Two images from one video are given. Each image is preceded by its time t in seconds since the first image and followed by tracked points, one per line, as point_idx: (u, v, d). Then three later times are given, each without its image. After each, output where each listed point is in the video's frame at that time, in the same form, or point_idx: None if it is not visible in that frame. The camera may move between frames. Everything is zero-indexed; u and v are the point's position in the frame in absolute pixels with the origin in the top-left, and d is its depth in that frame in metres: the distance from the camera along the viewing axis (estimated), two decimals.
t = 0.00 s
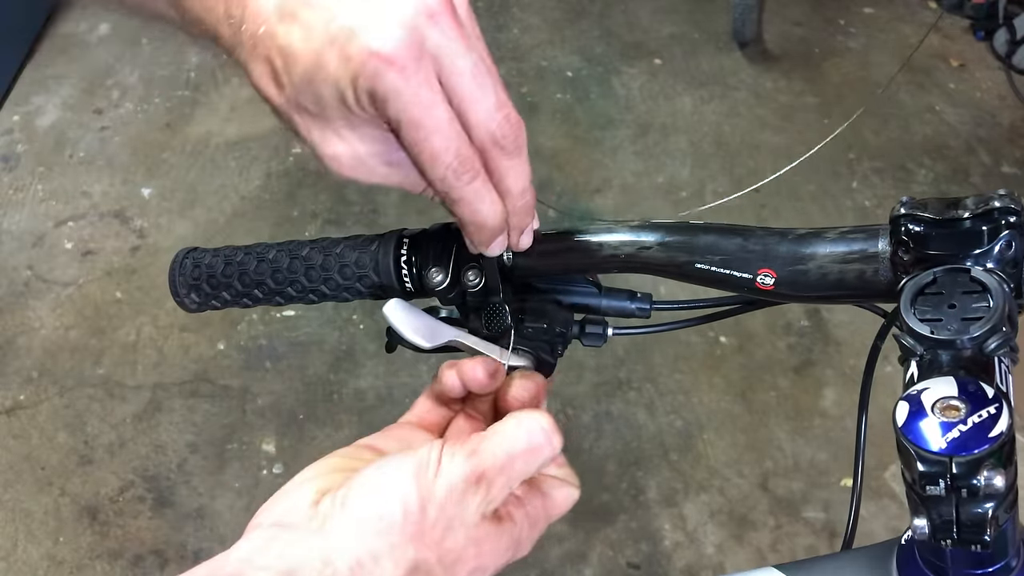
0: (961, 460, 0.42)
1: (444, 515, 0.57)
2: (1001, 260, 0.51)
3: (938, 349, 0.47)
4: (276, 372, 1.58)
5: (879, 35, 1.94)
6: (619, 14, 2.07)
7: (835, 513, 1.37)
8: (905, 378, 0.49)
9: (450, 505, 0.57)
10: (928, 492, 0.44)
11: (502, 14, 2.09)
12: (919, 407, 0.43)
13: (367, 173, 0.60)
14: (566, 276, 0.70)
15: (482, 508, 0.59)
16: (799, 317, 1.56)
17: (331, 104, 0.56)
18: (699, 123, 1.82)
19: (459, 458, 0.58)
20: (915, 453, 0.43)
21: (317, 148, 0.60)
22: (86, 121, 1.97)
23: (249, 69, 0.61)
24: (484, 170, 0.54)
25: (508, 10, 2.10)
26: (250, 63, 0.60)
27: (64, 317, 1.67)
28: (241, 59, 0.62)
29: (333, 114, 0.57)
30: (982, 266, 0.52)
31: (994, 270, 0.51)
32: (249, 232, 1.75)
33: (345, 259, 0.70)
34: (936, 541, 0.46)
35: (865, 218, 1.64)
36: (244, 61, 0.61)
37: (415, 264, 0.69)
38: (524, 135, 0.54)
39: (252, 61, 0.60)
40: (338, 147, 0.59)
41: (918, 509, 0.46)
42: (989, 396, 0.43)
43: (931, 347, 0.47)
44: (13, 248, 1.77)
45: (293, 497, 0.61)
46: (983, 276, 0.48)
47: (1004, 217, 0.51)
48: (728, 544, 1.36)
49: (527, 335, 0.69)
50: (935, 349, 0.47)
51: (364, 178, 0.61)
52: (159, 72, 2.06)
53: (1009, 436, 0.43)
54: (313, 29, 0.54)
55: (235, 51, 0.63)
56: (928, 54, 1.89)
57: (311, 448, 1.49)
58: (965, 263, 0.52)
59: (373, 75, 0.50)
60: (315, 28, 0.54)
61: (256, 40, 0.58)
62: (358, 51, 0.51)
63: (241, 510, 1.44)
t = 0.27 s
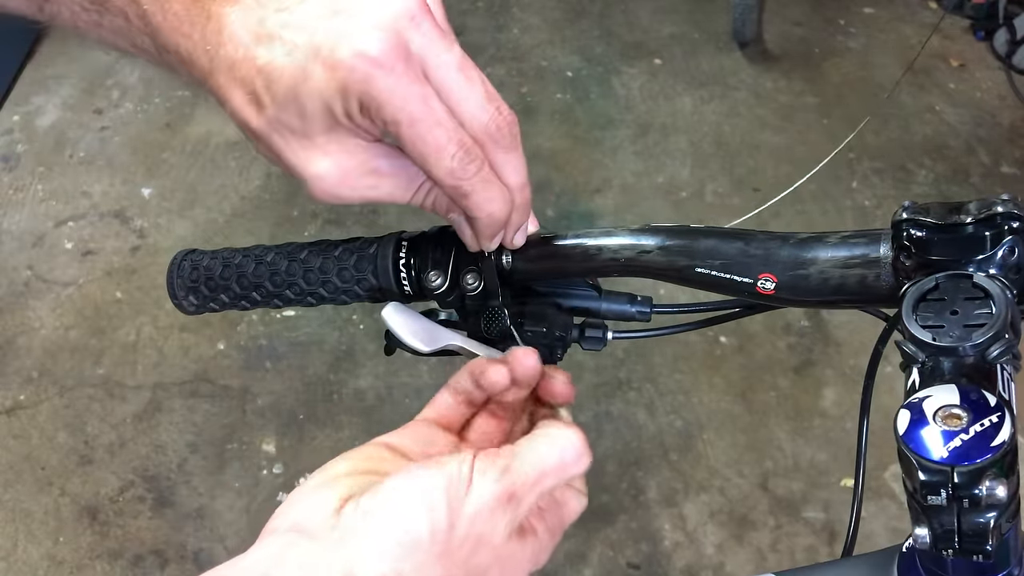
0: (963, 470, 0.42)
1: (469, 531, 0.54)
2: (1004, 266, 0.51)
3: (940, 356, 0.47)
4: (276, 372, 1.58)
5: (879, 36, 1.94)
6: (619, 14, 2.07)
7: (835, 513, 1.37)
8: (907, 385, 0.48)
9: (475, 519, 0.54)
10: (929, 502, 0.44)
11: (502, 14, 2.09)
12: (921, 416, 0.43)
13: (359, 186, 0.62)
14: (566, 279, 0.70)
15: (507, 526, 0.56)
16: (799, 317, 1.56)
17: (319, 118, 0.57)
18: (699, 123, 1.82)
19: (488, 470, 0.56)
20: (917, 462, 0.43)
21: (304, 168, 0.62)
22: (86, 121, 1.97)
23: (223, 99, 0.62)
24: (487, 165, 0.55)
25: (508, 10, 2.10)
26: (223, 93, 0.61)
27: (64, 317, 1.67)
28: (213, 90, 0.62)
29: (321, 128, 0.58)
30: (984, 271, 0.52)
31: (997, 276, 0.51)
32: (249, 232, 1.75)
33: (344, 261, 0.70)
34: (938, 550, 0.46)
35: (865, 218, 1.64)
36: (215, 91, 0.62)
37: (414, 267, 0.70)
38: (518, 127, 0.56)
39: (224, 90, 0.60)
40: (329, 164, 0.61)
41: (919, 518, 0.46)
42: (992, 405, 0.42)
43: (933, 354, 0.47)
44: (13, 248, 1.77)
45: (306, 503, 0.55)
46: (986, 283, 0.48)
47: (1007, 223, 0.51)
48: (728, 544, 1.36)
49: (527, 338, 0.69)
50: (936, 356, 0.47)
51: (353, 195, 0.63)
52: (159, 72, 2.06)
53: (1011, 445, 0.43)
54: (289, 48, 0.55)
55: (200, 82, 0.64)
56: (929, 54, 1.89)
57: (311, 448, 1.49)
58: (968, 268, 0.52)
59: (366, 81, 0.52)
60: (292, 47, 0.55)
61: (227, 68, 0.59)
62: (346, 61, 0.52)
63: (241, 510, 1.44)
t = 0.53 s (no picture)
0: (960, 455, 0.42)
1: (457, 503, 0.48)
2: (1000, 256, 0.51)
3: (937, 345, 0.47)
4: (276, 372, 1.58)
5: (879, 36, 1.94)
6: (619, 14, 2.07)
7: (835, 513, 1.37)
8: (904, 374, 0.48)
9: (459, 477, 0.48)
10: (926, 488, 0.44)
11: (502, 14, 2.09)
12: (918, 403, 0.43)
13: (369, 181, 0.60)
14: (567, 272, 0.70)
15: (492, 497, 0.50)
16: (799, 317, 1.56)
17: (338, 110, 0.57)
18: (699, 123, 1.82)
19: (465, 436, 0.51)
20: (914, 449, 0.43)
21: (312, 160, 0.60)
22: (86, 121, 1.97)
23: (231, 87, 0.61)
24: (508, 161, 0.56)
25: (508, 10, 2.09)
26: (234, 81, 0.60)
27: (64, 317, 1.67)
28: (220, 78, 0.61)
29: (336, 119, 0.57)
30: (981, 262, 0.52)
31: (995, 266, 0.51)
32: (249, 231, 1.75)
33: (347, 255, 0.70)
34: (934, 537, 0.46)
35: (865, 218, 1.65)
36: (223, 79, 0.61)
37: (416, 260, 0.70)
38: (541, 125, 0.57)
39: (234, 79, 0.60)
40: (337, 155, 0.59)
41: (916, 504, 0.46)
42: (988, 392, 0.43)
43: (930, 343, 0.47)
44: (13, 248, 1.77)
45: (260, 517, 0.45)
46: (983, 273, 0.48)
47: (1003, 214, 0.51)
48: (728, 544, 1.36)
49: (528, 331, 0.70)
50: (934, 345, 0.47)
51: (364, 187, 0.61)
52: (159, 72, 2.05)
53: (1007, 431, 0.43)
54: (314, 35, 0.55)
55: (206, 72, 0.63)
56: (929, 54, 1.89)
57: (311, 448, 1.49)
58: (964, 259, 0.52)
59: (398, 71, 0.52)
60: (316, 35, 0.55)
61: (241, 56, 0.58)
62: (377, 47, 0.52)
63: (241, 510, 1.44)
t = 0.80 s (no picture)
0: (962, 462, 0.42)
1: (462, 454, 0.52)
2: (1003, 261, 0.51)
3: (939, 352, 0.47)
4: (276, 372, 1.58)
5: (879, 36, 1.94)
6: (619, 14, 2.07)
7: (835, 513, 1.37)
8: (906, 380, 0.48)
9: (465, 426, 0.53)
10: (928, 495, 0.43)
11: (502, 14, 2.09)
12: (920, 409, 0.43)
13: (363, 194, 0.60)
14: (566, 276, 0.71)
15: (513, 454, 0.54)
16: (799, 317, 1.56)
17: (324, 126, 0.56)
18: (699, 123, 1.82)
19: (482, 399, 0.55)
20: (916, 456, 0.43)
21: (305, 175, 0.60)
22: (86, 121, 1.96)
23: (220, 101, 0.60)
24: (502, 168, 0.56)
25: (508, 10, 2.09)
26: (223, 96, 0.59)
27: (64, 317, 1.67)
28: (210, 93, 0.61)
29: (323, 135, 0.57)
30: (983, 267, 0.51)
31: (997, 272, 0.51)
32: (249, 231, 1.75)
33: (345, 259, 0.70)
34: (937, 543, 0.46)
35: (865, 218, 1.65)
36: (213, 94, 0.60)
37: (415, 264, 0.69)
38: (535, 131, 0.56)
39: (224, 95, 0.59)
40: (329, 169, 0.59)
41: (918, 511, 0.46)
42: (990, 399, 0.43)
43: (932, 349, 0.47)
44: (13, 248, 1.77)
45: (305, 472, 0.54)
46: (985, 278, 0.48)
47: (1005, 218, 0.51)
48: (728, 544, 1.36)
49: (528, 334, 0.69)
50: (935, 351, 0.47)
51: (356, 202, 0.60)
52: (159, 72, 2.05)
53: (1009, 439, 0.43)
54: (297, 52, 0.54)
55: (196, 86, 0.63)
56: (929, 54, 1.89)
57: (311, 448, 1.49)
58: (966, 264, 0.52)
59: (380, 86, 0.51)
60: (298, 52, 0.54)
61: (230, 72, 0.58)
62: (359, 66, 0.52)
63: (241, 510, 1.44)
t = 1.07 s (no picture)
0: (961, 462, 0.42)
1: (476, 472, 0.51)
2: (1005, 260, 0.51)
3: (940, 350, 0.47)
4: (276, 372, 1.58)
5: (879, 35, 1.94)
6: (619, 14, 2.07)
7: (835, 513, 1.37)
8: (906, 378, 0.48)
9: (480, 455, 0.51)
10: (927, 493, 0.43)
11: (502, 14, 2.09)
12: (920, 408, 0.43)
13: (383, 218, 0.65)
14: (568, 273, 0.70)
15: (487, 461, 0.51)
16: (799, 317, 1.56)
17: (336, 168, 0.61)
18: (699, 123, 1.82)
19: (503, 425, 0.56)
20: (915, 454, 0.43)
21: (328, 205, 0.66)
22: (86, 121, 1.97)
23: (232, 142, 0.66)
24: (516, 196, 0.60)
25: (508, 10, 2.10)
26: (235, 140, 0.65)
27: (64, 317, 1.67)
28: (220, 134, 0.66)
29: (338, 176, 0.63)
30: (985, 266, 0.51)
31: (998, 271, 0.51)
32: (249, 232, 1.75)
33: (350, 254, 0.70)
34: (936, 543, 0.46)
35: (865, 217, 1.65)
36: (222, 135, 0.66)
37: (418, 260, 0.68)
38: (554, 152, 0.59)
39: (235, 138, 0.65)
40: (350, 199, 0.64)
41: (917, 510, 0.46)
42: (990, 398, 0.43)
43: (933, 348, 0.47)
44: (13, 248, 1.77)
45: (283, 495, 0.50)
46: (986, 277, 0.48)
47: (1007, 217, 0.51)
48: (728, 544, 1.36)
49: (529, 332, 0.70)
50: (936, 350, 0.47)
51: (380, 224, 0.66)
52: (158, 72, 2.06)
53: (1009, 438, 0.43)
54: (302, 106, 0.59)
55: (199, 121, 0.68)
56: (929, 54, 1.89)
57: (311, 448, 1.49)
58: (968, 262, 0.52)
59: (384, 140, 0.56)
60: (304, 107, 0.59)
61: (238, 119, 0.63)
62: (363, 122, 0.56)
63: (241, 510, 1.44)
